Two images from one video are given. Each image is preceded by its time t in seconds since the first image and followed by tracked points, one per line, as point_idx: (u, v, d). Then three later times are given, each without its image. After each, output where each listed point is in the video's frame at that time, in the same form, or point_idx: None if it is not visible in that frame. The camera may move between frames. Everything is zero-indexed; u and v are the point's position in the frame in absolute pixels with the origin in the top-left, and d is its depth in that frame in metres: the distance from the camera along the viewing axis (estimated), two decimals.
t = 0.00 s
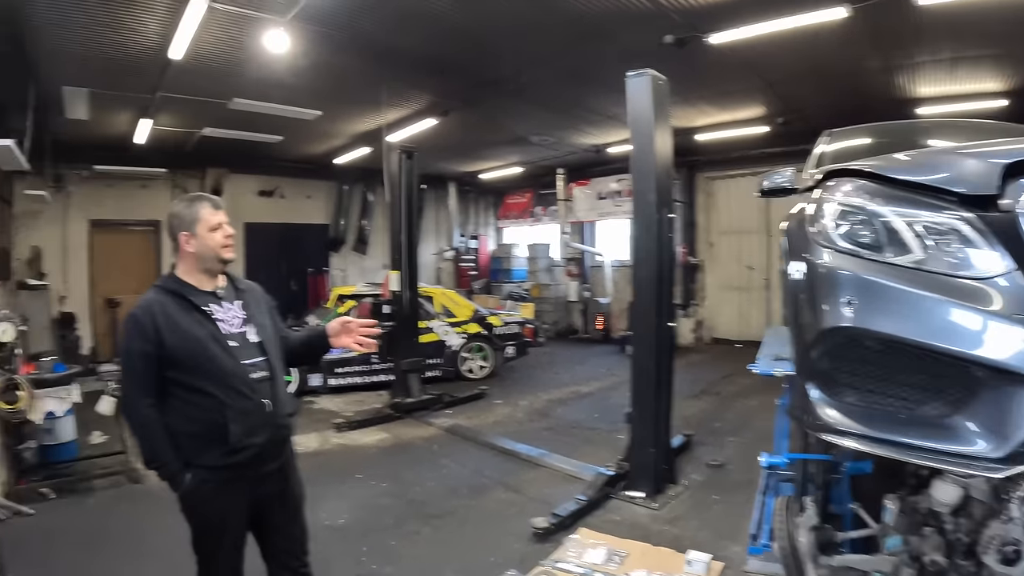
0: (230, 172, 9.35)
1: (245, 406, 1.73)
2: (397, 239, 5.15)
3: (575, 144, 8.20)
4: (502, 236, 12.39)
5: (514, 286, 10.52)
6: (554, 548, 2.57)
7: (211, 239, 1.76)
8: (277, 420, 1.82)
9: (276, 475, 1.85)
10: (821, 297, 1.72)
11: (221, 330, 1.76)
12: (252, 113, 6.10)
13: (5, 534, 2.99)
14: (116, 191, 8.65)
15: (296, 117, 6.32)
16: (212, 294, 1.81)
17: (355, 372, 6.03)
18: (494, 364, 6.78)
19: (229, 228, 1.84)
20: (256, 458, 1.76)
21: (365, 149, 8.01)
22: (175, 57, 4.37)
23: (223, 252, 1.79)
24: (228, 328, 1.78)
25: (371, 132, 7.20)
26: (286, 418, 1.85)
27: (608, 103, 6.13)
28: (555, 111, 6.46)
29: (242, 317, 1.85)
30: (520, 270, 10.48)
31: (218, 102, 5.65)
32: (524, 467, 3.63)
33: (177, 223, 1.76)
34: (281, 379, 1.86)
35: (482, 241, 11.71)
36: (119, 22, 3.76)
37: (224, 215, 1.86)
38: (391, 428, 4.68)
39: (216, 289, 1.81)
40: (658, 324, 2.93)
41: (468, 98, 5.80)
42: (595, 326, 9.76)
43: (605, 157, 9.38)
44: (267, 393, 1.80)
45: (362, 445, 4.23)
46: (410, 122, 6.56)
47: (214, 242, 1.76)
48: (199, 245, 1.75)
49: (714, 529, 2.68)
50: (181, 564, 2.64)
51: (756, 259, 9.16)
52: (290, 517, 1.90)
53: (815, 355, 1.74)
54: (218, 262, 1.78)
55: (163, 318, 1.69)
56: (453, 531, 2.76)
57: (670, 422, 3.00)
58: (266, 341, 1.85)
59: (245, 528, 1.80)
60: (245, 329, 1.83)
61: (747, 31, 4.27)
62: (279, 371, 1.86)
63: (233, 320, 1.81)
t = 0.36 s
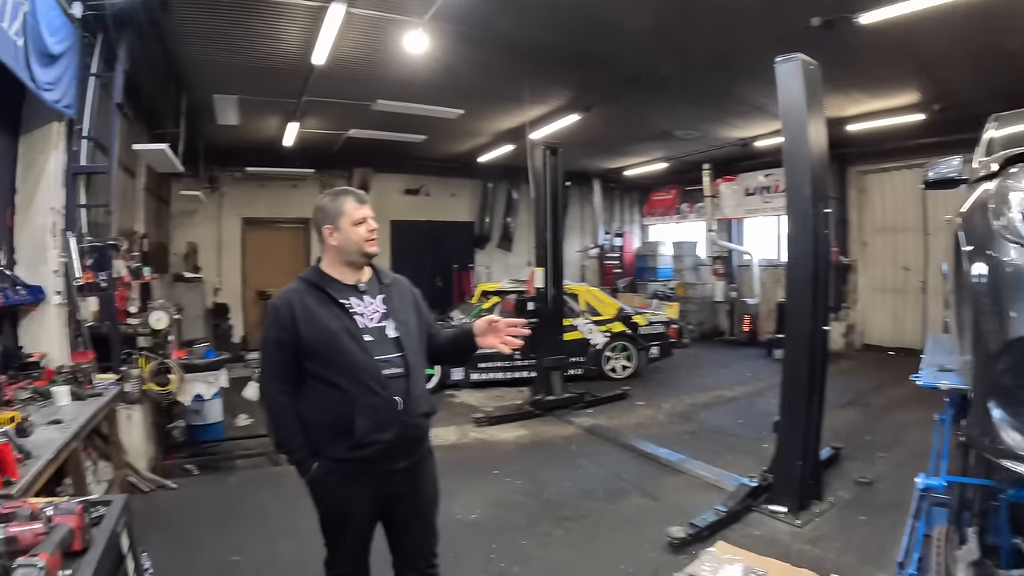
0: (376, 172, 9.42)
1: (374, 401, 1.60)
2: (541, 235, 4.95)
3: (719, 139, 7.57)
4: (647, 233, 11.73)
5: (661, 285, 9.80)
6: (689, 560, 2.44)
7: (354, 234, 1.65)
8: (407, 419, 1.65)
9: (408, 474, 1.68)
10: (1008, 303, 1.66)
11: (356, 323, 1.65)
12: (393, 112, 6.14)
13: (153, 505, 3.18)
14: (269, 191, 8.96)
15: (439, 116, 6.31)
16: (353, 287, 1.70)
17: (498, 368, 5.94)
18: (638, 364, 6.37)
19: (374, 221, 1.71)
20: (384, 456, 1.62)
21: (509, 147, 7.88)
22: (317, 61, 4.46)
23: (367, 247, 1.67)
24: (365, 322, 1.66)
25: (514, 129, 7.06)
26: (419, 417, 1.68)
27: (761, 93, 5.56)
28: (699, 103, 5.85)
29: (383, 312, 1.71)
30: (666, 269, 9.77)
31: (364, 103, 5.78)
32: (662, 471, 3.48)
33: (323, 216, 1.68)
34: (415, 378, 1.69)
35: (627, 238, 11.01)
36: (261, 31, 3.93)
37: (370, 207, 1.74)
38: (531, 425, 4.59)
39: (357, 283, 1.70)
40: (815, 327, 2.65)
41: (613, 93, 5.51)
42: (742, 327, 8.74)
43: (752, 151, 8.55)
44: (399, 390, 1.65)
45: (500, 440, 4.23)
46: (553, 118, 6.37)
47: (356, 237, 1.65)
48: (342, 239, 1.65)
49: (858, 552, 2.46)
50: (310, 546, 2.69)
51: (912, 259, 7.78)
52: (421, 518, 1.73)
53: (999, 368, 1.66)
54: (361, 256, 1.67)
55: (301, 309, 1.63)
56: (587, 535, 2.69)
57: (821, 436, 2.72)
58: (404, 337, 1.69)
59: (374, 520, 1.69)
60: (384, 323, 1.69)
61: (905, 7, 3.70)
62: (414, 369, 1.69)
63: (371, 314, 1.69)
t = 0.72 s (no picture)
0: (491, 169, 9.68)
1: (477, 396, 1.59)
2: (659, 231, 4.97)
3: (838, 130, 7.29)
4: (764, 231, 11.38)
5: (778, 284, 9.68)
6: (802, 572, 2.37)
7: (476, 229, 1.67)
8: (510, 417, 1.61)
9: (511, 473, 1.64)
10: None
11: (469, 317, 1.66)
12: (507, 111, 6.31)
13: (268, 488, 3.32)
14: (384, 190, 9.41)
15: (554, 114, 6.42)
16: (472, 282, 1.73)
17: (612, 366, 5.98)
18: (753, 365, 6.22)
19: (497, 217, 1.71)
20: (485, 451, 1.60)
21: (624, 143, 7.87)
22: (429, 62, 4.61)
23: (489, 242, 1.68)
24: (477, 316, 1.67)
25: (628, 126, 7.08)
26: (523, 416, 1.63)
27: (880, 80, 5.31)
28: (803, 90, 5.59)
29: (499, 307, 1.70)
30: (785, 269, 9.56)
31: (479, 103, 5.97)
32: (775, 478, 3.39)
33: (448, 211, 1.72)
34: (521, 376, 1.65)
35: (744, 236, 10.86)
36: (373, 34, 4.15)
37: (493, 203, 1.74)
38: (643, 425, 4.59)
39: (476, 278, 1.72)
40: (942, 330, 2.53)
41: (730, 85, 5.46)
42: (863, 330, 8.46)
43: (872, 143, 8.19)
44: (503, 387, 1.62)
45: (611, 439, 4.27)
46: (667, 113, 6.34)
47: (479, 232, 1.66)
48: (464, 234, 1.68)
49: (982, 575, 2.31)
50: (416, 536, 2.73)
51: None
52: (523, 519, 1.68)
53: None
54: (483, 251, 1.69)
55: (416, 301, 1.68)
56: (698, 539, 2.66)
57: (944, 447, 2.60)
58: (514, 334, 1.66)
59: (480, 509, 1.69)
60: (497, 319, 1.68)
61: None
62: (522, 366, 1.65)
63: (486, 309, 1.69)
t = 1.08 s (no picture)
0: (540, 168, 9.69)
1: (523, 392, 1.64)
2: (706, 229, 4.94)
3: (886, 128, 7.17)
4: (813, 230, 11.29)
5: (826, 284, 9.59)
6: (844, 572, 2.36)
7: (534, 229, 1.71)
8: (555, 414, 1.64)
9: (558, 470, 1.67)
10: None
11: (522, 315, 1.71)
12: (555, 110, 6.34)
13: (319, 481, 3.39)
14: (432, 189, 9.51)
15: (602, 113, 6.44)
16: (529, 280, 1.77)
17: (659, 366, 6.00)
18: (801, 366, 6.16)
19: (555, 217, 1.74)
20: (530, 446, 1.64)
21: (671, 143, 7.82)
22: (478, 62, 4.65)
23: (545, 242, 1.72)
24: (531, 314, 1.71)
25: (675, 125, 7.07)
26: (569, 415, 1.65)
27: (930, 76, 5.20)
28: (846, 86, 5.50)
29: (554, 306, 1.73)
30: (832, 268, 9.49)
31: (526, 103, 6.00)
32: (821, 480, 3.36)
33: (509, 211, 1.78)
34: (569, 374, 1.67)
35: (792, 235, 10.74)
36: (422, 36, 4.21)
37: (552, 203, 1.78)
38: (689, 425, 4.60)
39: (533, 276, 1.77)
40: (990, 331, 2.49)
41: (778, 83, 5.42)
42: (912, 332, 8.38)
43: (921, 141, 8.02)
44: (550, 384, 1.65)
45: (658, 437, 4.28)
46: (713, 112, 6.32)
47: (536, 232, 1.71)
48: (522, 233, 1.73)
49: None
50: (466, 530, 2.75)
51: None
52: (571, 514, 1.71)
53: None
54: (540, 251, 1.73)
55: (475, 300, 1.77)
56: (743, 538, 2.66)
57: (990, 451, 2.56)
58: (565, 332, 1.68)
59: (533, 502, 1.74)
60: (551, 317, 1.71)
61: None
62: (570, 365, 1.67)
63: (541, 307, 1.73)
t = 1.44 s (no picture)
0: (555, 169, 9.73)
1: (539, 386, 1.68)
2: (721, 229, 4.92)
3: (901, 128, 7.11)
4: (828, 231, 11.21)
5: (841, 286, 9.54)
6: (852, 569, 2.37)
7: (556, 229, 1.75)
8: (569, 408, 1.68)
9: (571, 462, 1.70)
10: None
11: (542, 311, 1.76)
12: (573, 111, 6.36)
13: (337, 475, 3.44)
14: (449, 190, 9.57)
15: (617, 114, 6.45)
16: (551, 278, 1.82)
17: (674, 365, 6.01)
18: (815, 367, 6.14)
19: (579, 217, 1.77)
20: (544, 438, 1.69)
21: (686, 143, 7.80)
22: (495, 65, 4.70)
23: (568, 242, 1.75)
24: (550, 311, 1.76)
25: (690, 126, 7.06)
26: (583, 409, 1.68)
27: (946, 76, 5.14)
28: (860, 86, 5.47)
29: (574, 304, 1.77)
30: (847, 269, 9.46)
31: (542, 104, 6.03)
32: (834, 479, 3.36)
33: (535, 210, 1.83)
34: (584, 370, 1.70)
35: (808, 236, 10.67)
36: (438, 39, 4.26)
37: (576, 203, 1.80)
38: (703, 424, 4.61)
39: (556, 274, 1.81)
40: (1000, 333, 2.48)
41: (792, 83, 5.39)
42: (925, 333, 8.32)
43: (937, 141, 7.94)
44: (564, 379, 1.70)
45: (671, 435, 4.30)
46: (728, 112, 6.29)
47: (558, 232, 1.75)
48: (546, 233, 1.78)
49: None
50: (482, 523, 2.79)
51: None
52: (584, 506, 1.74)
53: None
54: (563, 251, 1.77)
55: (499, 296, 1.83)
56: (754, 535, 2.68)
57: (999, 451, 2.56)
58: (582, 330, 1.71)
59: (547, 492, 1.79)
60: (570, 315, 1.75)
61: None
62: (585, 361, 1.70)
63: (561, 305, 1.77)
